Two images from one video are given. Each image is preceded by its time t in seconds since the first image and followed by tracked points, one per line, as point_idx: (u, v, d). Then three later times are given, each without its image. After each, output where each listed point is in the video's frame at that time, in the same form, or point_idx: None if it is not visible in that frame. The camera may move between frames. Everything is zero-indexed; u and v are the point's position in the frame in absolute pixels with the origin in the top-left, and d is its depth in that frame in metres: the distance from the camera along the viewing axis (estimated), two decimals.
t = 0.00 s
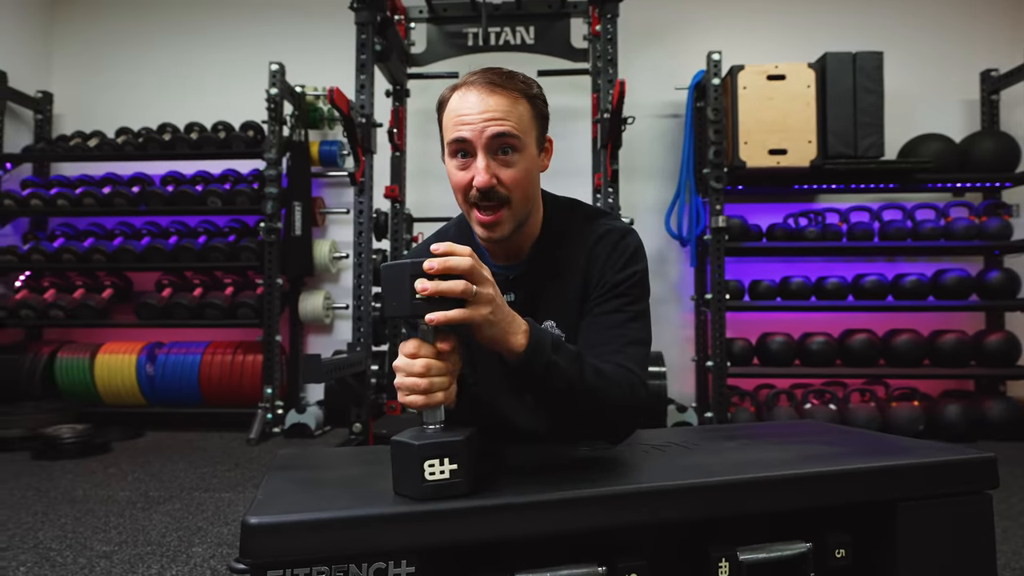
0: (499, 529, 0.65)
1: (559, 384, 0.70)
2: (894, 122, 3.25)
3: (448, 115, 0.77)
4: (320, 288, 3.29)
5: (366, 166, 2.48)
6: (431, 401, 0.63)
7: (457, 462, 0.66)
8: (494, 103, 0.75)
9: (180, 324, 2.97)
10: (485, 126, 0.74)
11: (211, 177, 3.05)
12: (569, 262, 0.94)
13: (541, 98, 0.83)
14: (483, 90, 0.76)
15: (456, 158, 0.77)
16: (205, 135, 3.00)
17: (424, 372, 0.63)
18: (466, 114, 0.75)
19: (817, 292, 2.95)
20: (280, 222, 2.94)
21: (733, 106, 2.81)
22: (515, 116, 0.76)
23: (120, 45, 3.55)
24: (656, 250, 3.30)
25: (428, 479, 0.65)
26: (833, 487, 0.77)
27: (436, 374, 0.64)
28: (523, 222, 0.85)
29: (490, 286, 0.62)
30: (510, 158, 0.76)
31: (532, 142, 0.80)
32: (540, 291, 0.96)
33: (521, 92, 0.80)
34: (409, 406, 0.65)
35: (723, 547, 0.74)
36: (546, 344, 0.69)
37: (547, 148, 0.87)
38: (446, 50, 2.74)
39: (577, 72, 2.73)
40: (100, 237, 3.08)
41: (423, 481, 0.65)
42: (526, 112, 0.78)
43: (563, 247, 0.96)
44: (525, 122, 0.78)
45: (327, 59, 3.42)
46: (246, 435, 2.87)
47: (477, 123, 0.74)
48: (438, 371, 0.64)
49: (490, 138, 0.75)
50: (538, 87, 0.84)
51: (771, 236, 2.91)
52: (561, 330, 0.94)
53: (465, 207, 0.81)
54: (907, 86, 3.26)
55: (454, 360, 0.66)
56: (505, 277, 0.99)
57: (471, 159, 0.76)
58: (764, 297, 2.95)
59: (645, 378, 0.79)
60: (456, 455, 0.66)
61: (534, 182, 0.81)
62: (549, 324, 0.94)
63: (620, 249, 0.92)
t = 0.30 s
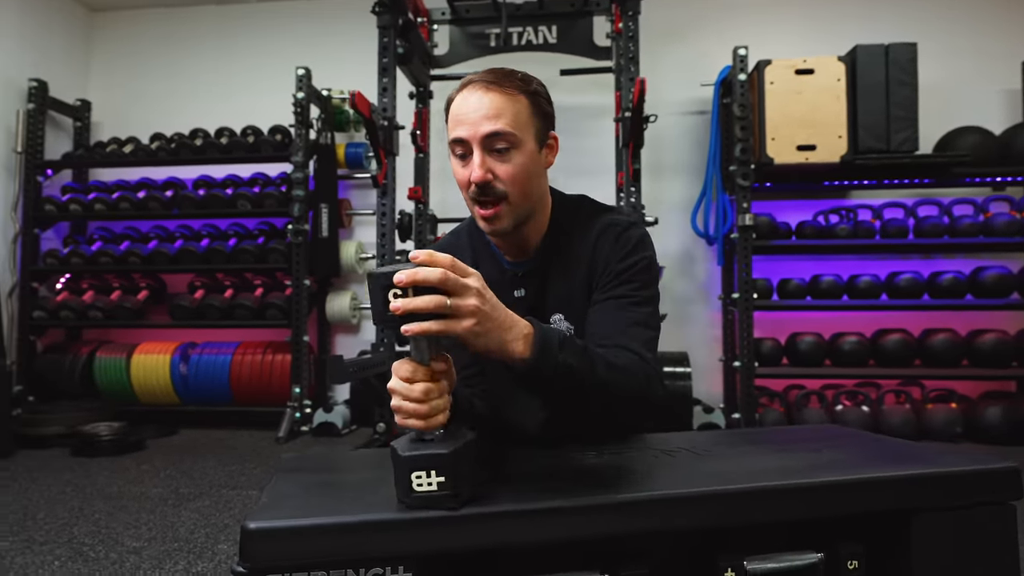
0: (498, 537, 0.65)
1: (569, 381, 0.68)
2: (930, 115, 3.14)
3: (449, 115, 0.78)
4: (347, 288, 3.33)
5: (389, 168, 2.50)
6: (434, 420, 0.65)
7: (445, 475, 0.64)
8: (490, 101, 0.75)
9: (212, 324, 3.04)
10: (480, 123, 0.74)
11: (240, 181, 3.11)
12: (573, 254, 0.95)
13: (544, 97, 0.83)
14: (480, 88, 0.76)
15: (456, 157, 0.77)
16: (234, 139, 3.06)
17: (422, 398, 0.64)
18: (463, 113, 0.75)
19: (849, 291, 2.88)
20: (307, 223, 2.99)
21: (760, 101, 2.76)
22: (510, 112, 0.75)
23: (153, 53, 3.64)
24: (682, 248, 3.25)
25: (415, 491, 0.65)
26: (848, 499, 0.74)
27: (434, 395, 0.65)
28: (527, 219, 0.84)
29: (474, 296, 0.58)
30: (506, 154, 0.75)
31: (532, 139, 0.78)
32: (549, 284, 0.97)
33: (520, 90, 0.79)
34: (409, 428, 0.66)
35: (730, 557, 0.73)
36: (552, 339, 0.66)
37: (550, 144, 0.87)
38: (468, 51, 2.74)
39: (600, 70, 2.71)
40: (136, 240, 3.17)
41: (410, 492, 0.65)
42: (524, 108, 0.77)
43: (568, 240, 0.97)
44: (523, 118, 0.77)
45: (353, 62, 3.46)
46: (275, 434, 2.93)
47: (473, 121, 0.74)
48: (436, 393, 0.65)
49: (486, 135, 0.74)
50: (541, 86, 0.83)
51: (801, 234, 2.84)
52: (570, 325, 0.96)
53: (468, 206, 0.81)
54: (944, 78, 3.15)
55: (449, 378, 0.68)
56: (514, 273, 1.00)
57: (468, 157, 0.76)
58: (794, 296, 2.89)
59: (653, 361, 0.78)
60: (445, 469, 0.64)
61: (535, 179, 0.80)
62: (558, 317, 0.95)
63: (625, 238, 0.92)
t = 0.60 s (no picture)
0: (500, 542, 0.66)
1: (575, 389, 0.67)
2: (969, 107, 3.04)
3: (449, 122, 0.78)
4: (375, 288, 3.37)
5: (412, 170, 2.52)
6: (433, 432, 0.68)
7: (444, 485, 0.63)
8: (491, 107, 0.76)
9: (244, 324, 3.11)
10: (482, 129, 0.75)
11: (270, 184, 3.18)
12: (575, 252, 0.96)
13: (540, 96, 0.83)
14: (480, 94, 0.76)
15: (460, 164, 0.78)
16: (264, 142, 3.13)
17: (420, 409, 0.67)
18: (464, 120, 0.76)
19: (883, 289, 2.80)
20: (336, 225, 3.03)
21: (789, 97, 2.70)
22: (511, 117, 0.76)
23: (188, 60, 3.74)
24: (710, 247, 3.21)
25: (416, 498, 0.65)
26: (862, 507, 0.72)
27: (434, 407, 0.68)
28: (532, 220, 0.85)
29: (470, 323, 0.55)
30: (509, 159, 0.76)
31: (532, 141, 0.79)
32: (553, 284, 0.97)
33: (519, 93, 0.80)
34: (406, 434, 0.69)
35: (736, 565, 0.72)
36: (560, 350, 0.65)
37: (550, 147, 0.87)
38: (493, 51, 2.74)
39: (624, 67, 2.69)
40: (171, 242, 3.27)
41: (411, 498, 0.65)
42: (524, 112, 0.78)
43: (570, 239, 0.97)
44: (524, 122, 0.78)
45: (380, 65, 3.50)
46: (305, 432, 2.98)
47: (475, 128, 0.75)
48: (436, 405, 0.68)
49: (488, 141, 0.75)
50: (537, 86, 0.84)
51: (833, 231, 2.77)
52: (576, 324, 0.95)
53: (473, 210, 0.82)
54: (984, 68, 3.04)
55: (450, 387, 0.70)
56: (518, 273, 1.00)
57: (472, 163, 0.77)
58: (826, 295, 2.82)
59: (655, 352, 0.78)
60: (444, 480, 0.63)
61: (537, 181, 0.81)
62: (562, 317, 0.95)
63: (626, 233, 0.92)
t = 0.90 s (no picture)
0: (506, 543, 0.65)
1: (573, 394, 0.66)
2: (1014, 98, 2.92)
3: (461, 118, 0.80)
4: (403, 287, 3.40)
5: (437, 169, 2.54)
6: (429, 432, 0.68)
7: (445, 485, 0.64)
8: (502, 103, 0.77)
9: (275, 323, 3.17)
10: (492, 125, 0.76)
11: (300, 185, 3.23)
12: (585, 254, 0.95)
13: (553, 95, 0.85)
14: (491, 90, 0.78)
15: (470, 160, 0.80)
16: (294, 144, 3.18)
17: (414, 409, 0.67)
18: (473, 116, 0.78)
19: (921, 287, 2.71)
20: (363, 225, 3.07)
21: (821, 90, 2.63)
22: (521, 113, 0.77)
23: (222, 65, 3.83)
24: (739, 245, 3.15)
25: (417, 498, 0.65)
26: (884, 514, 0.69)
27: (428, 408, 0.68)
28: (544, 218, 0.86)
29: (468, 323, 0.55)
30: (519, 155, 0.78)
31: (544, 138, 0.81)
32: (563, 286, 0.96)
33: (531, 89, 0.81)
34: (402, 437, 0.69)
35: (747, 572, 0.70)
36: (557, 355, 0.65)
37: (561, 142, 0.88)
38: (518, 50, 2.74)
39: (650, 64, 2.65)
40: (205, 243, 3.34)
41: (412, 500, 0.65)
42: (535, 108, 0.80)
43: (580, 239, 0.97)
44: (535, 118, 0.79)
45: (408, 66, 3.53)
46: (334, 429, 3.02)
47: (486, 123, 0.77)
48: (430, 406, 0.68)
49: (499, 137, 0.77)
50: (550, 84, 0.86)
51: (867, 228, 2.70)
52: (586, 327, 0.94)
53: (484, 206, 0.84)
54: None
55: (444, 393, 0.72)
56: (527, 274, 0.99)
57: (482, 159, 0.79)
58: (860, 294, 2.74)
59: (664, 358, 0.77)
60: (445, 479, 0.64)
61: (548, 178, 0.82)
62: (571, 319, 0.94)
63: (637, 235, 0.92)
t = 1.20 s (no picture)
0: (510, 542, 0.64)
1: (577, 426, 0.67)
2: None
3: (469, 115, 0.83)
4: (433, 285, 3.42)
5: (464, 168, 2.54)
6: (418, 424, 0.69)
7: (445, 474, 0.66)
8: (507, 101, 0.80)
9: (307, 321, 3.22)
10: (495, 123, 0.79)
11: (332, 185, 3.28)
12: (603, 267, 0.92)
13: (563, 91, 0.86)
14: (497, 88, 0.81)
15: (476, 156, 0.83)
16: (325, 145, 3.22)
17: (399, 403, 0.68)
18: (479, 112, 0.80)
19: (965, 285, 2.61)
20: (393, 224, 3.10)
21: (858, 81, 2.56)
22: (525, 111, 0.79)
23: (258, 67, 3.91)
24: (774, 241, 3.08)
25: (417, 493, 0.66)
26: (912, 518, 0.66)
27: (412, 400, 0.69)
28: (550, 216, 0.88)
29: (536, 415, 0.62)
30: (522, 153, 0.80)
31: (549, 135, 0.82)
32: (577, 293, 0.95)
33: (539, 86, 0.83)
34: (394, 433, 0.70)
35: None
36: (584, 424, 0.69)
37: (572, 140, 0.90)
38: (546, 47, 2.71)
39: (681, 58, 2.61)
40: (240, 243, 3.41)
41: (413, 495, 0.66)
42: (541, 105, 0.82)
43: (597, 249, 0.95)
44: (539, 115, 0.81)
45: (438, 65, 3.55)
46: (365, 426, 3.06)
47: (489, 121, 0.80)
48: (414, 397, 0.69)
49: (502, 135, 0.80)
50: (561, 81, 0.87)
51: (908, 223, 2.61)
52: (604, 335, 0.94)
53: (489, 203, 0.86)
54: None
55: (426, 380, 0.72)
56: (538, 275, 0.98)
57: (486, 156, 0.81)
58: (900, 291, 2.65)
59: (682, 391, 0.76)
60: (444, 469, 0.66)
61: (553, 176, 0.84)
62: (588, 324, 0.94)
63: (659, 249, 0.88)
